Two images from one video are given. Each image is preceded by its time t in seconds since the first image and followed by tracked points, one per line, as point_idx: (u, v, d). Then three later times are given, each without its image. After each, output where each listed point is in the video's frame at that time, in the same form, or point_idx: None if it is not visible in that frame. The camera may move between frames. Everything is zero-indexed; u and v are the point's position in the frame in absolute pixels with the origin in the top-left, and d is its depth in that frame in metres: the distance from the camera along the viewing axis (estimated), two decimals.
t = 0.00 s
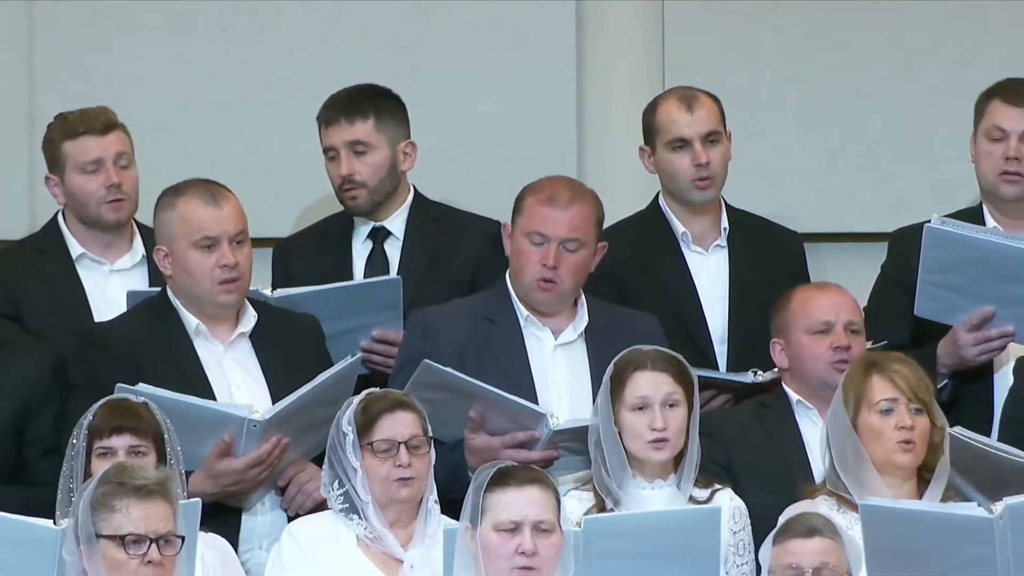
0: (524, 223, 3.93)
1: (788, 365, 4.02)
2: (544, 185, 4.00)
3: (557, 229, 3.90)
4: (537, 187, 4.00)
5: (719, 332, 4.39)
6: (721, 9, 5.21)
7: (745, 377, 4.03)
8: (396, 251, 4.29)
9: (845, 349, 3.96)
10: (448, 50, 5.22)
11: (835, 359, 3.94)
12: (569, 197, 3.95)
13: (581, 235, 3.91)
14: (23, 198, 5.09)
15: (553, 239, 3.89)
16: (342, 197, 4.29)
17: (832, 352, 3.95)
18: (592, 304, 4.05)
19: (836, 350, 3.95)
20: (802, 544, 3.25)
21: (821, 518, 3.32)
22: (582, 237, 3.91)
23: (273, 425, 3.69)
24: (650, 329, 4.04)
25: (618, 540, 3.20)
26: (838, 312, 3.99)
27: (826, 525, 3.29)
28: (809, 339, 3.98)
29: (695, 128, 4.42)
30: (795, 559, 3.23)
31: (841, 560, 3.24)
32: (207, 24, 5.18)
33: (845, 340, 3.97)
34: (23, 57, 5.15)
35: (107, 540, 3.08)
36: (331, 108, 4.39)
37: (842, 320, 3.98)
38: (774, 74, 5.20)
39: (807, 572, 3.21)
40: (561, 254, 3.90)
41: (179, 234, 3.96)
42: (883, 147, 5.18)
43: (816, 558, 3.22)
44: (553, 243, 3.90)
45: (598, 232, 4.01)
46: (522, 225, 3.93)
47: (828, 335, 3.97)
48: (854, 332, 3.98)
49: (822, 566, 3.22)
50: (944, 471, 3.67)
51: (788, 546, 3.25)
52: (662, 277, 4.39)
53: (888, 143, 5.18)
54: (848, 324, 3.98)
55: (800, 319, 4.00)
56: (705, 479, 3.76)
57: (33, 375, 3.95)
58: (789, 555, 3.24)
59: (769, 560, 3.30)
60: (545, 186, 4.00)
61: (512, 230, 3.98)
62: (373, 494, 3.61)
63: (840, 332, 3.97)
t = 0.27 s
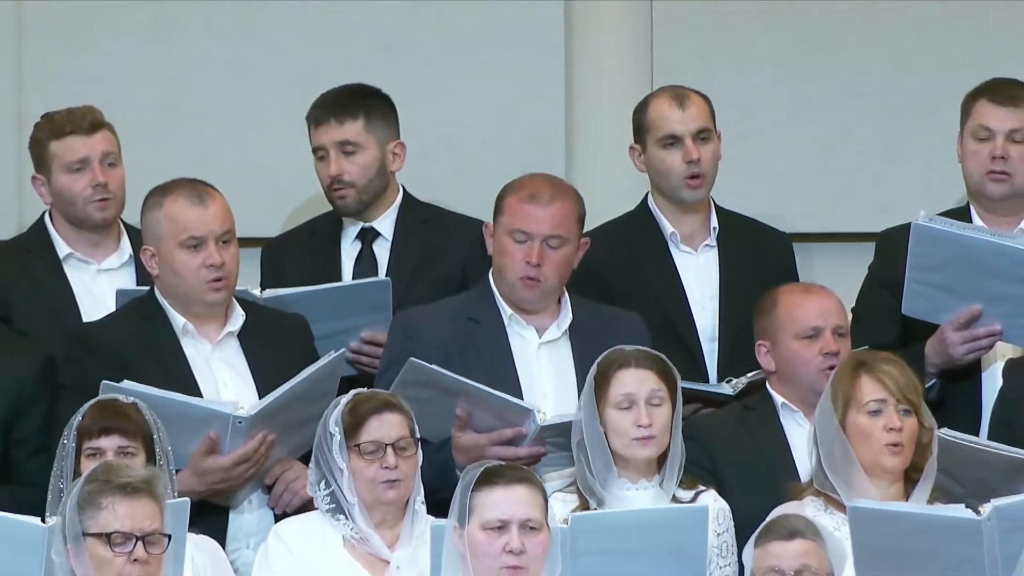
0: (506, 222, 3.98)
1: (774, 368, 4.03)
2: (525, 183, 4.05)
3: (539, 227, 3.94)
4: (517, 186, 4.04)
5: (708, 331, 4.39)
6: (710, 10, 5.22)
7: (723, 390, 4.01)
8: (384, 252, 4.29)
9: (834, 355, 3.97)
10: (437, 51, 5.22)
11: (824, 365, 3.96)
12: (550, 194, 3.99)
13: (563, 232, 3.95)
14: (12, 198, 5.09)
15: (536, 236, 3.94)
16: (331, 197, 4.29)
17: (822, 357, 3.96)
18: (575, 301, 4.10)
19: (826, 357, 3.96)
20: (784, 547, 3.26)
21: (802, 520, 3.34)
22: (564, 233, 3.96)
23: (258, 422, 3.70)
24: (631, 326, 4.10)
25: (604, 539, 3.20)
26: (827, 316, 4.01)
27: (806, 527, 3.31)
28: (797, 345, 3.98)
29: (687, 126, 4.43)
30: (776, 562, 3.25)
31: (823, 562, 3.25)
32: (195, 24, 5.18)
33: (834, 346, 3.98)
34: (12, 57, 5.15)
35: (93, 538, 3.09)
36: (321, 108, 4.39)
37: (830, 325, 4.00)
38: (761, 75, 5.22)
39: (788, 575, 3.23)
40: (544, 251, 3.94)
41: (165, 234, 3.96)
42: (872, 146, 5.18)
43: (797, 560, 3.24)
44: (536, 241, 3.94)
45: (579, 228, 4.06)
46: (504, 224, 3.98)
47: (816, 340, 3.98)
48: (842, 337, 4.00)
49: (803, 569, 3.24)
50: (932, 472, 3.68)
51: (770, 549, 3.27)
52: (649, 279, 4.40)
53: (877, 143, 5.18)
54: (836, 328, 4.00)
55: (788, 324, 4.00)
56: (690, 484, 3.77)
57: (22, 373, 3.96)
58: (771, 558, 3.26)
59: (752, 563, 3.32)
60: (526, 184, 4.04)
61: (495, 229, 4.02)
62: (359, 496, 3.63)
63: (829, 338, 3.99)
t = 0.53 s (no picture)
0: (491, 227, 3.99)
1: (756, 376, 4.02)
2: (507, 185, 4.07)
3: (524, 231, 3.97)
4: (499, 188, 4.05)
5: (694, 332, 4.41)
6: (699, 10, 5.22)
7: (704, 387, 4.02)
8: (374, 252, 4.29)
9: (813, 366, 3.94)
10: (426, 52, 5.22)
11: (802, 376, 3.94)
12: (532, 196, 4.01)
13: (549, 234, 3.97)
14: None
15: (522, 240, 3.96)
16: (320, 195, 4.30)
17: (800, 368, 3.94)
18: (560, 302, 4.12)
19: (805, 368, 3.93)
20: (767, 545, 3.27)
21: (784, 519, 3.34)
22: (549, 235, 3.98)
23: (246, 429, 3.70)
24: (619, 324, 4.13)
25: (591, 538, 3.23)
26: (806, 326, 3.98)
27: (789, 526, 3.31)
28: (776, 357, 3.97)
29: (675, 124, 4.44)
30: (759, 561, 3.25)
31: (806, 560, 3.26)
32: (181, 24, 5.17)
33: (813, 356, 3.96)
34: None
35: (90, 536, 3.11)
36: (311, 107, 4.40)
37: (809, 335, 3.97)
38: (749, 75, 5.22)
39: (772, 573, 3.24)
40: (531, 254, 3.97)
41: (154, 241, 3.95)
42: (859, 147, 5.21)
43: (779, 559, 3.24)
44: (522, 245, 3.96)
45: (564, 228, 4.08)
46: (488, 228, 4.00)
47: (795, 351, 3.96)
48: (821, 345, 3.98)
49: (787, 567, 3.24)
50: (921, 472, 3.70)
51: (753, 548, 3.27)
52: (639, 281, 4.41)
53: (864, 145, 5.21)
54: (815, 337, 3.98)
55: (767, 335, 3.99)
56: (674, 483, 3.78)
57: (11, 374, 3.95)
58: (753, 557, 3.26)
59: (736, 563, 3.32)
60: (509, 186, 4.07)
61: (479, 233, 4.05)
62: (347, 497, 3.63)
63: (808, 349, 3.96)
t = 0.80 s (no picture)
0: (485, 218, 4.03)
1: (739, 375, 4.05)
2: (490, 181, 4.12)
3: (519, 217, 4.02)
4: (483, 185, 4.11)
5: (680, 332, 4.41)
6: (687, 10, 5.23)
7: (685, 386, 4.02)
8: (363, 253, 4.29)
9: (792, 359, 3.97)
10: (415, 52, 5.21)
11: (782, 371, 3.96)
12: (521, 187, 4.08)
13: (543, 220, 4.04)
14: None
15: (519, 227, 4.00)
16: (309, 195, 4.30)
17: (779, 361, 3.97)
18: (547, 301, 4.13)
19: (783, 361, 3.97)
20: (753, 547, 3.27)
21: (772, 520, 3.34)
22: (542, 221, 4.04)
23: (234, 434, 3.70)
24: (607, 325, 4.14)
25: (581, 539, 3.22)
26: (781, 321, 4.01)
27: (775, 527, 3.32)
28: (755, 353, 4.00)
29: (666, 121, 4.44)
30: (746, 563, 3.25)
31: (793, 561, 3.26)
32: (169, 24, 5.14)
33: (790, 348, 3.98)
34: None
35: (79, 536, 3.10)
36: (301, 106, 4.40)
37: (785, 328, 4.00)
38: (737, 76, 5.22)
39: None
40: (528, 241, 4.00)
41: (143, 241, 3.94)
42: (846, 147, 5.22)
43: (766, 561, 3.25)
44: (518, 232, 4.00)
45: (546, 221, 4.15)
46: (483, 221, 4.02)
47: (773, 345, 3.99)
48: (798, 337, 4.00)
49: (774, 569, 3.24)
50: (909, 473, 3.70)
51: (739, 551, 3.27)
52: (627, 282, 4.40)
53: (851, 144, 5.22)
54: (792, 330, 4.00)
55: (743, 332, 4.02)
56: (660, 483, 3.79)
57: None
58: (741, 560, 3.27)
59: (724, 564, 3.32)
60: (493, 181, 4.12)
61: (469, 230, 4.06)
62: (336, 495, 3.62)
63: (786, 342, 3.99)
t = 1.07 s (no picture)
0: (477, 214, 4.04)
1: (726, 375, 4.04)
2: (479, 180, 4.14)
3: (511, 213, 4.03)
4: (474, 183, 4.12)
5: (670, 333, 4.41)
6: (677, 11, 5.24)
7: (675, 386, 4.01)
8: (355, 253, 4.28)
9: (777, 354, 3.97)
10: (406, 50, 5.21)
11: (768, 368, 3.96)
12: (512, 184, 4.10)
13: (534, 216, 4.05)
14: None
15: (510, 222, 4.02)
16: (301, 195, 4.30)
17: (765, 358, 3.96)
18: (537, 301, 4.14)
19: (769, 357, 3.96)
20: (745, 547, 3.27)
21: (763, 521, 3.35)
22: (532, 218, 4.06)
23: (225, 437, 3.71)
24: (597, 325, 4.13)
25: (572, 538, 3.23)
26: (765, 318, 4.00)
27: (768, 527, 3.33)
28: (740, 349, 3.99)
29: (657, 120, 4.44)
30: (737, 562, 3.25)
31: (784, 561, 3.26)
32: (160, 23, 5.16)
33: (775, 344, 3.97)
34: None
35: (64, 537, 3.10)
36: (293, 106, 4.40)
37: (770, 325, 3.99)
38: (728, 76, 5.21)
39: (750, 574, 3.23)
40: (519, 237, 4.02)
41: (131, 240, 3.94)
42: (837, 147, 5.21)
43: (758, 560, 3.24)
44: (510, 228, 4.02)
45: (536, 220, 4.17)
46: (475, 218, 4.04)
47: (758, 341, 3.98)
48: (783, 334, 3.99)
49: (765, 568, 3.24)
50: (900, 473, 3.68)
51: (731, 549, 3.27)
52: (619, 284, 4.40)
53: (842, 144, 5.21)
54: (777, 327, 4.00)
55: (728, 330, 4.02)
56: (649, 483, 3.80)
57: None
58: (732, 559, 3.26)
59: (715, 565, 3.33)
60: (483, 180, 4.14)
61: (460, 228, 4.08)
62: (327, 494, 3.62)
63: (771, 339, 3.98)
